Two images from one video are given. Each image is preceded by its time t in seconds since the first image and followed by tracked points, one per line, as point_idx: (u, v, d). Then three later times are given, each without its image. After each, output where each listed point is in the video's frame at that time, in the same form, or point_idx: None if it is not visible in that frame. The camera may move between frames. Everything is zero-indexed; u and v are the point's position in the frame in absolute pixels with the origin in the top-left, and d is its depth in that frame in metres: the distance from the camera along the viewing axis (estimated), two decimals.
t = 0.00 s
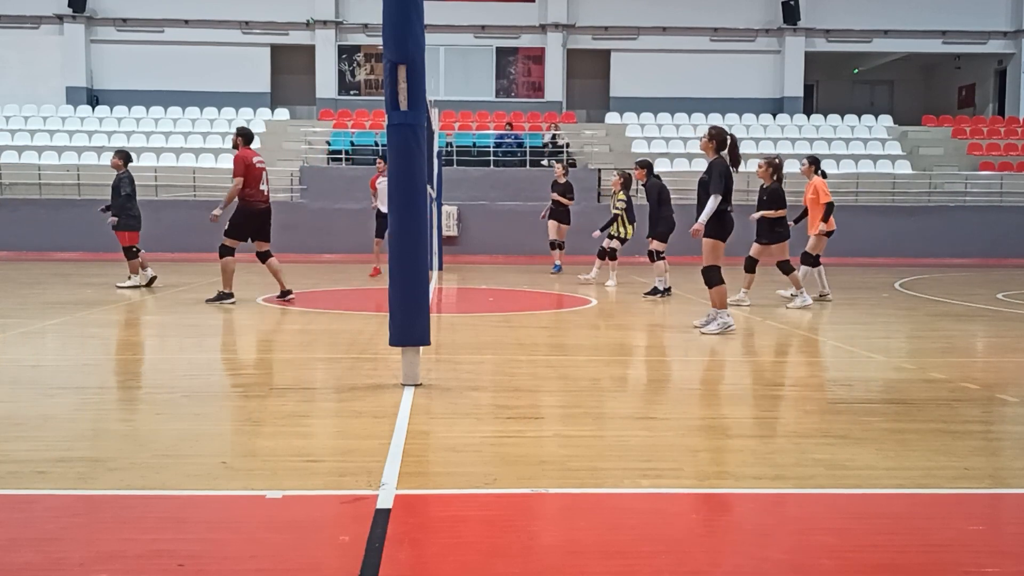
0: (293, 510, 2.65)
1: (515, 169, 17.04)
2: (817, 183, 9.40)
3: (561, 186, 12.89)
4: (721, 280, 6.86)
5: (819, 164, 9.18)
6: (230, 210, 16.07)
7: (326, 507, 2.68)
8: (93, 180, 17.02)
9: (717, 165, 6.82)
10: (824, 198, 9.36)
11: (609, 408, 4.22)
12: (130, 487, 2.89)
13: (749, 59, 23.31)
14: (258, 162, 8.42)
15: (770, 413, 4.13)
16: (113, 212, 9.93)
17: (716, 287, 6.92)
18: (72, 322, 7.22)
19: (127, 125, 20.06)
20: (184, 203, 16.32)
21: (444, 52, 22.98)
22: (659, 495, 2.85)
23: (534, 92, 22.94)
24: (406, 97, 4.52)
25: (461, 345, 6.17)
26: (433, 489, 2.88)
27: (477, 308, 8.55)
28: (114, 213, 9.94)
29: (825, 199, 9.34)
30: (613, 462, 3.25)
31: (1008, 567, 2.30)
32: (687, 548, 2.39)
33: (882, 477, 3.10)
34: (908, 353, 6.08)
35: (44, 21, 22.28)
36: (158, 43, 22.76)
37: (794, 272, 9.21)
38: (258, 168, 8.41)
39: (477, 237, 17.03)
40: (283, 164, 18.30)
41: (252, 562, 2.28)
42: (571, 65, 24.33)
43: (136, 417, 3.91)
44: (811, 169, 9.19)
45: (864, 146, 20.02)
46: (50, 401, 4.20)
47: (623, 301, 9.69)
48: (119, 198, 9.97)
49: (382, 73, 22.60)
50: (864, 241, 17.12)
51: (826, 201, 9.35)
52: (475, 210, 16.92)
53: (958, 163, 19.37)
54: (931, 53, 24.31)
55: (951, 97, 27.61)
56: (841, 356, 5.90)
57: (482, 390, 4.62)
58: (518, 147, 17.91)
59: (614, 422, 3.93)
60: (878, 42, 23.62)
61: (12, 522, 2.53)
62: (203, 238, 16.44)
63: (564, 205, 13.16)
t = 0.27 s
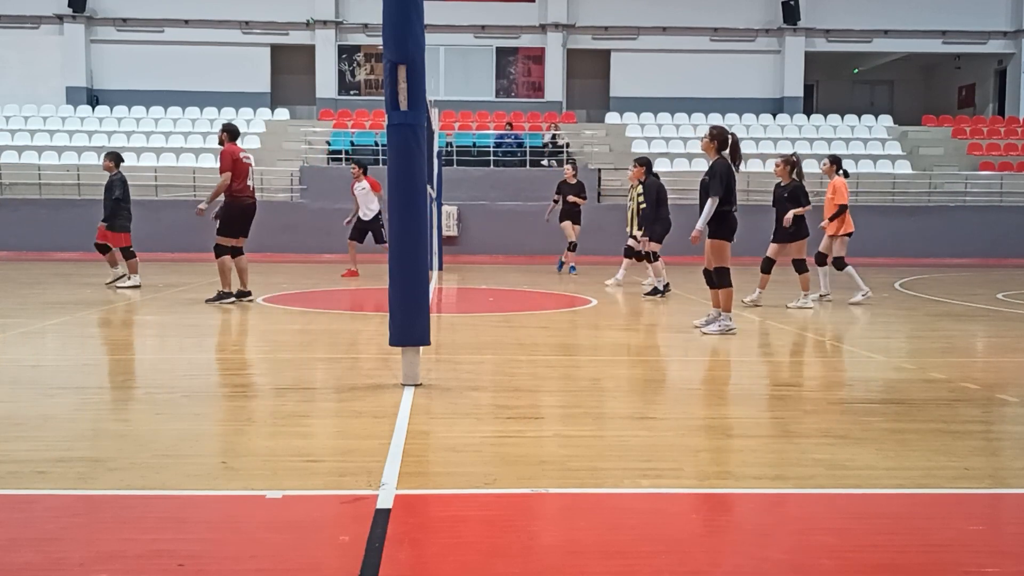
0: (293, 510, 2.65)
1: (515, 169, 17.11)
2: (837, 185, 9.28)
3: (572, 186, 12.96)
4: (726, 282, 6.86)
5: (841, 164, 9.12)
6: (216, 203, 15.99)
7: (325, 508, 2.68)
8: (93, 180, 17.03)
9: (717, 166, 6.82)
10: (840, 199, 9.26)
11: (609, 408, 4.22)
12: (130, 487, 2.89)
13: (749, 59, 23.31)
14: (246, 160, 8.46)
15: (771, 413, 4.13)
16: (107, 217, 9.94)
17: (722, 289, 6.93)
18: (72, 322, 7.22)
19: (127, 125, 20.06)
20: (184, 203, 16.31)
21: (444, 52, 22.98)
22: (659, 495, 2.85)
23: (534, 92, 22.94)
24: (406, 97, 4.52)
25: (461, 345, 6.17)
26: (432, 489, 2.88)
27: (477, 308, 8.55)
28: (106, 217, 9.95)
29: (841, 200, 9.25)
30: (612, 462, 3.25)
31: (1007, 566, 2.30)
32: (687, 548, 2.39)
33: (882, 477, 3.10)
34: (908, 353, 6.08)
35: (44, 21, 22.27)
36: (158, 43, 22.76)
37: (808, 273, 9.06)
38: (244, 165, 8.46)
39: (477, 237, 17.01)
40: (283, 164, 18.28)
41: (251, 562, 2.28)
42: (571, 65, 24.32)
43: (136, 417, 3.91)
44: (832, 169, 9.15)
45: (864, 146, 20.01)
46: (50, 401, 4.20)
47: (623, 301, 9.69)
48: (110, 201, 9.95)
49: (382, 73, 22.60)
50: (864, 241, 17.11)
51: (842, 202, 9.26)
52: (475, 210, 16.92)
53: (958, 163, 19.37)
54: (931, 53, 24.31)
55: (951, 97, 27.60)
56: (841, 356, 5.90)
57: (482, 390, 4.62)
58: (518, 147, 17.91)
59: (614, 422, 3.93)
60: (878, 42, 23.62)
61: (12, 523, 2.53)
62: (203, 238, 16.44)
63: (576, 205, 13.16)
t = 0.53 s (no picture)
0: (293, 511, 2.65)
1: (515, 169, 17.17)
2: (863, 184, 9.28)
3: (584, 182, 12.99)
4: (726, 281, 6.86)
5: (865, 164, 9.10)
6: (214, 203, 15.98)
7: (326, 507, 2.68)
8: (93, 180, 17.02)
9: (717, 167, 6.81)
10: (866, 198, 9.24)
11: (609, 408, 4.22)
12: (130, 487, 2.89)
13: (749, 58, 23.31)
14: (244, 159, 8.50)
15: (771, 413, 4.13)
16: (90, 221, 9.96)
17: (722, 289, 6.91)
18: (72, 322, 7.22)
19: (127, 125, 20.06)
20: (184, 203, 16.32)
21: (444, 52, 22.98)
22: (659, 495, 2.85)
23: (534, 92, 22.94)
24: (406, 97, 4.53)
25: (461, 345, 6.17)
26: (432, 489, 2.89)
27: (477, 308, 8.55)
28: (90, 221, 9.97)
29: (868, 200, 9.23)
30: (612, 462, 3.25)
31: (1007, 566, 2.30)
32: (687, 549, 2.39)
33: (883, 477, 3.10)
34: (908, 353, 6.08)
35: (44, 21, 22.26)
36: (158, 43, 22.76)
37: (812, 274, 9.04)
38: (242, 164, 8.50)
39: (477, 237, 17.00)
40: (283, 164, 18.28)
41: (251, 562, 2.27)
42: (571, 65, 24.32)
43: (135, 417, 3.91)
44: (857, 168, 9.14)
45: (864, 146, 20.01)
46: (50, 401, 4.20)
47: (623, 301, 9.69)
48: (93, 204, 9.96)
49: (382, 73, 22.60)
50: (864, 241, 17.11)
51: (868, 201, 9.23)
52: (475, 210, 16.91)
53: (958, 163, 19.37)
54: (931, 53, 24.30)
55: (951, 97, 27.60)
56: (842, 356, 5.90)
57: (482, 390, 4.62)
58: (518, 147, 17.91)
59: (614, 422, 3.92)
60: (878, 42, 23.62)
61: (12, 523, 2.53)
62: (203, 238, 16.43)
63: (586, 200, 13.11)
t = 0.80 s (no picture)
0: (293, 510, 2.65)
1: (515, 169, 17.09)
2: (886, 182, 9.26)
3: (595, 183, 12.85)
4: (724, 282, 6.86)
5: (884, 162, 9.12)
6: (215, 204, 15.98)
7: (325, 508, 2.68)
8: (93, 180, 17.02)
9: (717, 167, 6.82)
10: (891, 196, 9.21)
11: (609, 408, 4.22)
12: (130, 487, 2.89)
13: (749, 58, 23.31)
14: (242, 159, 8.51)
15: (771, 413, 4.13)
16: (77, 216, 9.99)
17: (721, 289, 6.90)
18: (72, 322, 7.22)
19: (127, 125, 20.06)
20: (184, 203, 16.32)
21: (444, 52, 22.98)
22: (659, 495, 2.85)
23: (534, 92, 22.94)
24: (406, 97, 4.53)
25: (461, 345, 6.17)
26: (433, 489, 2.88)
27: (477, 308, 8.55)
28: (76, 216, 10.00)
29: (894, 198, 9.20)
30: (612, 463, 3.25)
31: (1008, 566, 2.30)
32: (687, 548, 2.39)
33: (883, 477, 3.10)
34: (908, 353, 6.08)
35: (44, 21, 22.26)
36: (158, 43, 22.76)
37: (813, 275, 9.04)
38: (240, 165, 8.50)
39: (477, 237, 17.00)
40: (283, 164, 18.26)
41: (251, 562, 2.27)
42: (571, 65, 24.32)
43: (135, 417, 3.91)
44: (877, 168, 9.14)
45: (864, 146, 20.01)
46: (50, 401, 4.20)
47: (623, 301, 9.70)
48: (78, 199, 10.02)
49: (382, 73, 22.60)
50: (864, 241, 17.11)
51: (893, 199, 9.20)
52: (475, 210, 16.90)
53: (958, 163, 19.36)
54: (931, 53, 24.30)
55: (951, 97, 27.60)
56: (841, 356, 5.90)
57: (482, 390, 4.62)
58: (518, 147, 17.91)
59: (615, 422, 3.92)
60: (878, 42, 23.62)
61: (12, 522, 2.53)
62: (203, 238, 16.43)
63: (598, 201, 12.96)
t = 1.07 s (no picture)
0: (293, 510, 2.65)
1: (516, 169, 17.06)
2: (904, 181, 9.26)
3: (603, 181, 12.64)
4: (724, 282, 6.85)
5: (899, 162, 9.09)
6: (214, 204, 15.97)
7: (325, 508, 2.68)
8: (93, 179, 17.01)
9: (716, 167, 6.84)
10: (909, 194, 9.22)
11: (609, 408, 4.22)
12: (130, 487, 2.89)
13: (749, 58, 23.31)
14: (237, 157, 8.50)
15: (771, 413, 4.13)
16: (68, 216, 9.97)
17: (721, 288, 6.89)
18: (72, 322, 7.22)
19: (127, 125, 20.07)
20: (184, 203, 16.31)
21: (444, 52, 22.98)
22: (660, 495, 2.85)
23: (534, 92, 22.94)
24: (406, 97, 4.53)
25: (461, 345, 6.17)
26: (433, 489, 2.89)
27: (477, 308, 8.55)
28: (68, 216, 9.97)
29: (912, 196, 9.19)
30: (612, 463, 3.25)
31: (1008, 567, 2.30)
32: (687, 549, 2.39)
33: (883, 477, 3.10)
34: (908, 353, 6.07)
35: (44, 21, 22.27)
36: (158, 43, 22.77)
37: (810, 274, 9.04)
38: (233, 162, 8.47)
39: (477, 237, 17.01)
40: (283, 164, 18.27)
41: (251, 562, 2.28)
42: (571, 65, 24.32)
43: (134, 417, 3.91)
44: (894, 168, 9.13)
45: (864, 146, 20.01)
46: (50, 401, 4.20)
47: (623, 301, 9.70)
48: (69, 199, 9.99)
49: (382, 73, 22.60)
50: (864, 241, 17.11)
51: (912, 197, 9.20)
52: (475, 210, 16.91)
53: (959, 163, 19.35)
54: (931, 53, 24.30)
55: (951, 97, 27.59)
56: (842, 356, 5.90)
57: (482, 390, 4.62)
58: (518, 147, 17.91)
59: (615, 422, 3.92)
60: (878, 42, 23.62)
61: (13, 522, 2.53)
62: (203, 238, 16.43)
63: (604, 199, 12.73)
